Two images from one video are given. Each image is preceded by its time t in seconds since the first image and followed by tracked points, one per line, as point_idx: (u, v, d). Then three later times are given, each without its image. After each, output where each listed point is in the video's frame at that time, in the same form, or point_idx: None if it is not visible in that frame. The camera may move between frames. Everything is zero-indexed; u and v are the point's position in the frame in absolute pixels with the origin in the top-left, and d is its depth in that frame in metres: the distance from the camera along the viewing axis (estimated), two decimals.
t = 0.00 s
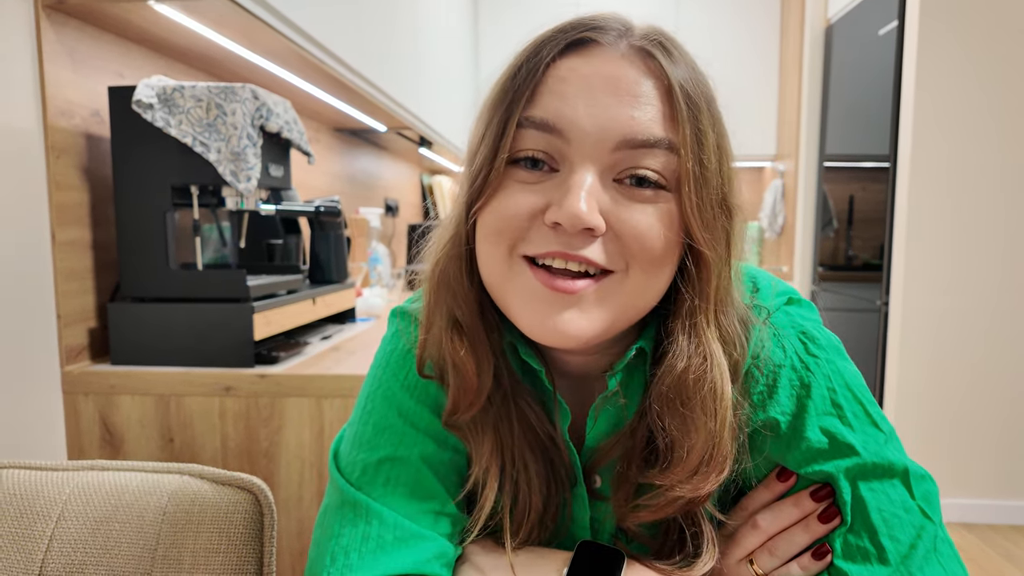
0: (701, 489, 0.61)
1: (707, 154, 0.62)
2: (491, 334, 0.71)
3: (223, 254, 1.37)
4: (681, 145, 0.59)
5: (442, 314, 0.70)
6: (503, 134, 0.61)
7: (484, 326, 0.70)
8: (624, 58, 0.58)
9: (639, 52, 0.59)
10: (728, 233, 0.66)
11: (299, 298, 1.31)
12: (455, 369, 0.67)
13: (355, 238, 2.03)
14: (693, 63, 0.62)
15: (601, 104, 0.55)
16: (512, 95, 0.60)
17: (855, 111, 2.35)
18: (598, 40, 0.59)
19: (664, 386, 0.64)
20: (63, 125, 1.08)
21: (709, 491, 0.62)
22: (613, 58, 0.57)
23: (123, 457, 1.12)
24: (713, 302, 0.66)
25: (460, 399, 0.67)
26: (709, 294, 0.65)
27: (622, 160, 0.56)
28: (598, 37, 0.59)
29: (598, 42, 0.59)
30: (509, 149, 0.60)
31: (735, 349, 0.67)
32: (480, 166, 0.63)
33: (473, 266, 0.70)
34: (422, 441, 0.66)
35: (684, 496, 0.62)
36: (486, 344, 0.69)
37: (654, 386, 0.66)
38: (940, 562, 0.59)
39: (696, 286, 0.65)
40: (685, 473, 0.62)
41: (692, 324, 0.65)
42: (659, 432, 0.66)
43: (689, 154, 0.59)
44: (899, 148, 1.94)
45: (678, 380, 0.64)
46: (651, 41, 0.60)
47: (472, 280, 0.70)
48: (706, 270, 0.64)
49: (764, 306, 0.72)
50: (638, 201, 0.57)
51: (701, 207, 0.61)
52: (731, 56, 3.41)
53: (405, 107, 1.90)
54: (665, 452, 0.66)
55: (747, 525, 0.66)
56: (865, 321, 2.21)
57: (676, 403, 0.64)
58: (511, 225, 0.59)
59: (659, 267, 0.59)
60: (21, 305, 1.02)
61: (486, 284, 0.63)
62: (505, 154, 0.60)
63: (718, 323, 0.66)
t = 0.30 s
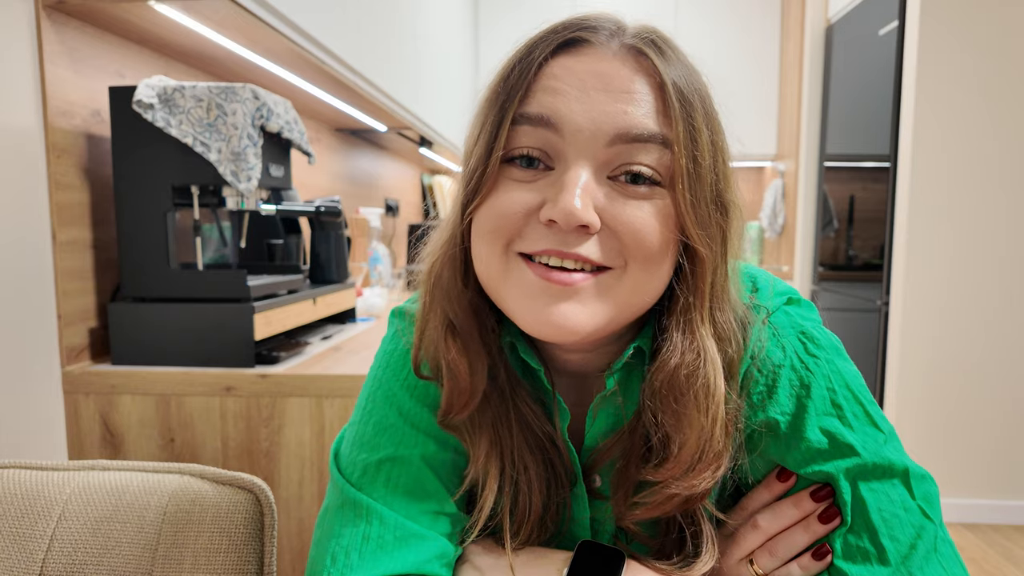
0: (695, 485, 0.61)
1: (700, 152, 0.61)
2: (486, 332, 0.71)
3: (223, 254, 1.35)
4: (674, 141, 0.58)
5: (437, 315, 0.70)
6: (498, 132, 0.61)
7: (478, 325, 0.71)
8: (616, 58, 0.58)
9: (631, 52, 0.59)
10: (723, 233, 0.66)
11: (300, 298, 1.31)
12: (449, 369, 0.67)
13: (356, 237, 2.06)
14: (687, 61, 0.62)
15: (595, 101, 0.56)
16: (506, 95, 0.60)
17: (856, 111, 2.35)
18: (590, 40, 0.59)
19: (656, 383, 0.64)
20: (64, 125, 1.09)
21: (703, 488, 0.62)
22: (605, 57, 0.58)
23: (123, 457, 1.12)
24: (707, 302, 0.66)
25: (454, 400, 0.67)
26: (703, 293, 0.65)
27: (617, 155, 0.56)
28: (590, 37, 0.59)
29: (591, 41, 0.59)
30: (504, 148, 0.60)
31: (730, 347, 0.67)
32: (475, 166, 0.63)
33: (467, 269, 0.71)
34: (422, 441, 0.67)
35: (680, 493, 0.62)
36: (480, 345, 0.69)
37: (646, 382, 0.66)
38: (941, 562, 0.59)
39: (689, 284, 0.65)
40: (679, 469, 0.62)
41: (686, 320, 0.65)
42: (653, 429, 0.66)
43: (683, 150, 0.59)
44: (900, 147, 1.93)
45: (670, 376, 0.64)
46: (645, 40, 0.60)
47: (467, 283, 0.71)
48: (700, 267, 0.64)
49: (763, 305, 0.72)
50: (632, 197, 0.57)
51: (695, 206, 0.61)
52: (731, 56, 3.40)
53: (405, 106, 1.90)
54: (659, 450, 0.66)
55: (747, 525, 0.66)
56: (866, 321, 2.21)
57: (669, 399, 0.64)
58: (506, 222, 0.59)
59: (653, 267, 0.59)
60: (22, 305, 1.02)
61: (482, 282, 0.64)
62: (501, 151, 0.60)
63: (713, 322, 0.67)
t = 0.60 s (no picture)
0: (698, 499, 0.61)
1: (706, 168, 0.61)
2: (484, 332, 0.72)
3: (224, 254, 1.34)
4: (677, 155, 0.58)
5: (436, 314, 0.70)
6: (500, 138, 0.61)
7: (476, 325, 0.71)
8: (621, 67, 0.57)
9: (639, 61, 0.58)
10: (729, 244, 0.66)
11: (300, 298, 1.31)
12: (443, 368, 0.67)
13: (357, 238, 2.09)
14: (697, 69, 0.62)
15: (598, 110, 0.56)
16: (511, 100, 0.60)
17: (857, 111, 2.34)
18: (597, 47, 0.59)
19: (659, 399, 0.64)
20: (64, 125, 1.09)
21: (706, 502, 0.62)
22: (611, 64, 0.58)
23: (123, 457, 1.12)
24: (712, 315, 0.65)
25: (449, 394, 0.67)
26: (707, 309, 0.65)
27: (617, 166, 0.56)
28: (597, 44, 0.59)
29: (597, 48, 0.59)
30: (506, 151, 0.60)
31: (733, 360, 0.66)
32: (476, 170, 0.63)
33: (467, 269, 0.71)
34: (421, 441, 0.67)
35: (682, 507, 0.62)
36: (477, 344, 0.70)
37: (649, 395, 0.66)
38: (941, 562, 0.59)
39: (693, 301, 0.65)
40: (681, 484, 0.62)
41: (691, 338, 0.65)
42: (655, 443, 0.65)
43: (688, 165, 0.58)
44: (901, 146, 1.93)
45: (673, 394, 0.63)
46: (653, 49, 0.60)
47: (467, 283, 0.71)
48: (705, 287, 0.64)
49: (764, 308, 0.72)
50: (631, 210, 0.57)
51: (699, 219, 0.61)
52: (732, 55, 3.39)
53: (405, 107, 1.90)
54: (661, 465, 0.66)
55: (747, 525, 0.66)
56: (867, 321, 2.21)
57: (670, 414, 0.64)
58: (504, 227, 0.59)
59: (653, 269, 0.59)
60: (22, 305, 1.02)
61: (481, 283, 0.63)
62: (502, 154, 0.60)
63: (718, 336, 0.66)
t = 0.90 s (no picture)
0: (698, 496, 0.61)
1: (704, 165, 0.61)
2: (486, 332, 0.71)
3: (224, 254, 1.34)
4: (674, 147, 0.58)
5: (437, 314, 0.70)
6: (497, 137, 0.61)
7: (478, 324, 0.71)
8: (618, 65, 0.57)
9: (636, 57, 0.58)
10: (727, 241, 0.66)
11: (301, 298, 1.31)
12: (449, 367, 0.68)
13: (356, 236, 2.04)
14: (693, 65, 0.62)
15: (595, 106, 0.56)
16: (509, 99, 0.60)
17: (858, 110, 2.34)
18: (594, 44, 0.59)
19: (659, 395, 0.64)
20: (64, 125, 1.09)
21: (708, 498, 0.62)
22: (608, 62, 0.57)
23: (123, 457, 1.12)
24: (711, 307, 0.65)
25: (452, 395, 0.68)
26: (706, 303, 0.64)
27: (614, 162, 0.56)
28: (593, 41, 0.59)
29: (594, 46, 0.59)
30: (503, 152, 0.60)
31: (732, 354, 0.66)
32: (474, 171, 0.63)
33: (467, 270, 0.71)
34: (422, 441, 0.67)
35: (683, 504, 0.62)
36: (480, 341, 0.70)
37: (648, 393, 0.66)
38: (941, 562, 0.59)
39: (693, 298, 0.65)
40: (681, 480, 0.62)
41: (689, 331, 0.65)
42: (655, 439, 0.65)
43: (686, 164, 0.58)
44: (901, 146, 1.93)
45: (673, 389, 0.63)
46: (648, 45, 0.60)
47: (467, 280, 0.71)
48: (703, 286, 0.64)
49: (764, 308, 0.72)
50: (630, 206, 0.57)
51: (698, 216, 0.61)
52: (732, 55, 3.39)
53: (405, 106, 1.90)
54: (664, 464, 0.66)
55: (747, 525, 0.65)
56: (868, 321, 2.20)
57: (671, 410, 0.64)
58: (503, 224, 0.59)
59: (652, 268, 0.58)
60: (22, 305, 1.02)
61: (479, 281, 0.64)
62: (500, 156, 0.60)
63: (716, 330, 0.66)
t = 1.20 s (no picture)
0: (703, 504, 0.61)
1: (707, 173, 0.61)
2: (485, 335, 0.72)
3: (224, 254, 1.34)
4: (677, 159, 0.58)
5: (436, 317, 0.70)
6: (499, 142, 0.61)
7: (478, 328, 0.71)
8: (622, 71, 0.57)
9: (640, 64, 0.58)
10: (730, 249, 0.66)
11: (301, 298, 1.31)
12: (448, 369, 0.68)
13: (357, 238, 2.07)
14: (695, 68, 0.62)
15: (597, 117, 0.55)
16: (512, 102, 0.60)
17: (858, 110, 2.34)
18: (597, 50, 0.59)
19: (664, 405, 0.64)
20: (64, 125, 1.09)
21: (712, 506, 0.62)
22: (611, 68, 0.57)
23: (124, 457, 1.12)
24: (714, 319, 0.65)
25: (453, 399, 0.68)
26: (710, 315, 0.64)
27: (616, 173, 0.56)
28: (596, 46, 0.59)
29: (597, 52, 0.58)
30: (506, 156, 0.60)
31: (736, 363, 0.66)
32: (475, 178, 0.63)
33: (467, 272, 0.70)
34: (423, 441, 0.67)
35: (688, 512, 0.62)
36: (480, 345, 0.70)
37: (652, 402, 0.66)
38: (942, 564, 0.59)
39: (695, 305, 0.65)
40: (687, 489, 0.62)
41: (692, 341, 0.65)
42: (660, 449, 0.65)
43: (689, 173, 0.58)
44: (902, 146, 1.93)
45: (679, 400, 0.63)
46: (652, 51, 0.59)
47: (466, 282, 0.71)
48: (706, 295, 0.64)
49: (764, 308, 0.72)
50: (630, 211, 0.57)
51: (700, 228, 0.61)
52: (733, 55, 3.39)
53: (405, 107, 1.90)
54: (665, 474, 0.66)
55: (748, 526, 0.66)
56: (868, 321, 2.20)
57: (677, 421, 0.64)
58: (503, 229, 0.59)
59: (650, 270, 0.59)
60: (22, 305, 1.02)
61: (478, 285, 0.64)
62: (502, 159, 0.60)
63: (719, 339, 0.66)
